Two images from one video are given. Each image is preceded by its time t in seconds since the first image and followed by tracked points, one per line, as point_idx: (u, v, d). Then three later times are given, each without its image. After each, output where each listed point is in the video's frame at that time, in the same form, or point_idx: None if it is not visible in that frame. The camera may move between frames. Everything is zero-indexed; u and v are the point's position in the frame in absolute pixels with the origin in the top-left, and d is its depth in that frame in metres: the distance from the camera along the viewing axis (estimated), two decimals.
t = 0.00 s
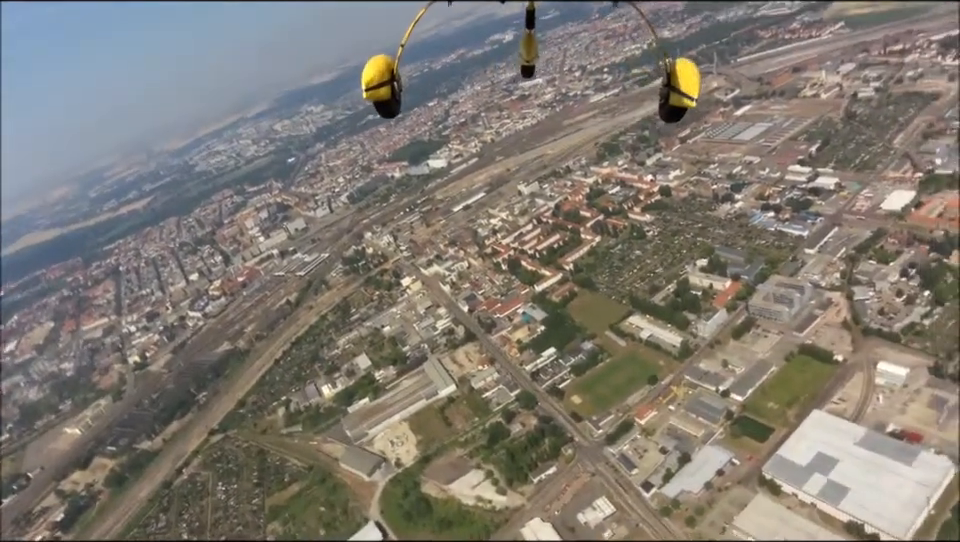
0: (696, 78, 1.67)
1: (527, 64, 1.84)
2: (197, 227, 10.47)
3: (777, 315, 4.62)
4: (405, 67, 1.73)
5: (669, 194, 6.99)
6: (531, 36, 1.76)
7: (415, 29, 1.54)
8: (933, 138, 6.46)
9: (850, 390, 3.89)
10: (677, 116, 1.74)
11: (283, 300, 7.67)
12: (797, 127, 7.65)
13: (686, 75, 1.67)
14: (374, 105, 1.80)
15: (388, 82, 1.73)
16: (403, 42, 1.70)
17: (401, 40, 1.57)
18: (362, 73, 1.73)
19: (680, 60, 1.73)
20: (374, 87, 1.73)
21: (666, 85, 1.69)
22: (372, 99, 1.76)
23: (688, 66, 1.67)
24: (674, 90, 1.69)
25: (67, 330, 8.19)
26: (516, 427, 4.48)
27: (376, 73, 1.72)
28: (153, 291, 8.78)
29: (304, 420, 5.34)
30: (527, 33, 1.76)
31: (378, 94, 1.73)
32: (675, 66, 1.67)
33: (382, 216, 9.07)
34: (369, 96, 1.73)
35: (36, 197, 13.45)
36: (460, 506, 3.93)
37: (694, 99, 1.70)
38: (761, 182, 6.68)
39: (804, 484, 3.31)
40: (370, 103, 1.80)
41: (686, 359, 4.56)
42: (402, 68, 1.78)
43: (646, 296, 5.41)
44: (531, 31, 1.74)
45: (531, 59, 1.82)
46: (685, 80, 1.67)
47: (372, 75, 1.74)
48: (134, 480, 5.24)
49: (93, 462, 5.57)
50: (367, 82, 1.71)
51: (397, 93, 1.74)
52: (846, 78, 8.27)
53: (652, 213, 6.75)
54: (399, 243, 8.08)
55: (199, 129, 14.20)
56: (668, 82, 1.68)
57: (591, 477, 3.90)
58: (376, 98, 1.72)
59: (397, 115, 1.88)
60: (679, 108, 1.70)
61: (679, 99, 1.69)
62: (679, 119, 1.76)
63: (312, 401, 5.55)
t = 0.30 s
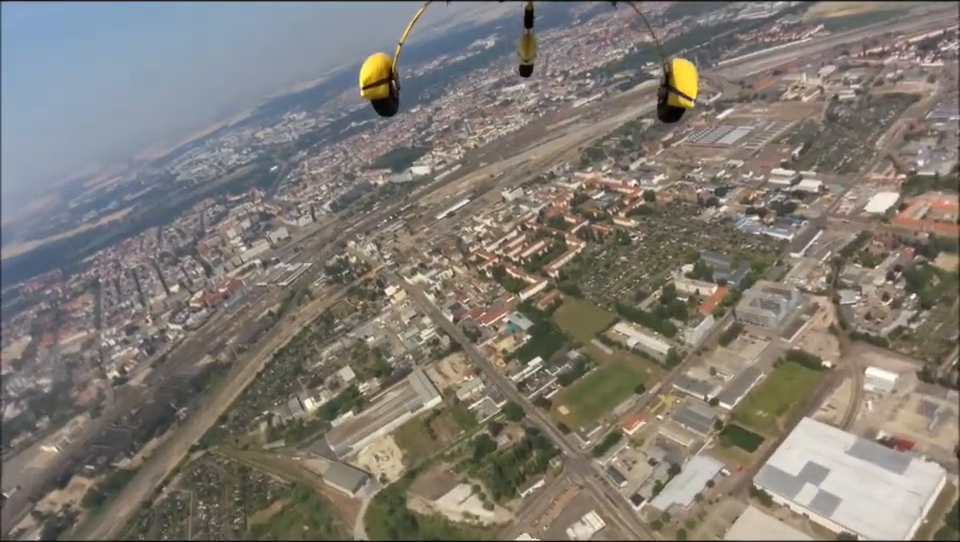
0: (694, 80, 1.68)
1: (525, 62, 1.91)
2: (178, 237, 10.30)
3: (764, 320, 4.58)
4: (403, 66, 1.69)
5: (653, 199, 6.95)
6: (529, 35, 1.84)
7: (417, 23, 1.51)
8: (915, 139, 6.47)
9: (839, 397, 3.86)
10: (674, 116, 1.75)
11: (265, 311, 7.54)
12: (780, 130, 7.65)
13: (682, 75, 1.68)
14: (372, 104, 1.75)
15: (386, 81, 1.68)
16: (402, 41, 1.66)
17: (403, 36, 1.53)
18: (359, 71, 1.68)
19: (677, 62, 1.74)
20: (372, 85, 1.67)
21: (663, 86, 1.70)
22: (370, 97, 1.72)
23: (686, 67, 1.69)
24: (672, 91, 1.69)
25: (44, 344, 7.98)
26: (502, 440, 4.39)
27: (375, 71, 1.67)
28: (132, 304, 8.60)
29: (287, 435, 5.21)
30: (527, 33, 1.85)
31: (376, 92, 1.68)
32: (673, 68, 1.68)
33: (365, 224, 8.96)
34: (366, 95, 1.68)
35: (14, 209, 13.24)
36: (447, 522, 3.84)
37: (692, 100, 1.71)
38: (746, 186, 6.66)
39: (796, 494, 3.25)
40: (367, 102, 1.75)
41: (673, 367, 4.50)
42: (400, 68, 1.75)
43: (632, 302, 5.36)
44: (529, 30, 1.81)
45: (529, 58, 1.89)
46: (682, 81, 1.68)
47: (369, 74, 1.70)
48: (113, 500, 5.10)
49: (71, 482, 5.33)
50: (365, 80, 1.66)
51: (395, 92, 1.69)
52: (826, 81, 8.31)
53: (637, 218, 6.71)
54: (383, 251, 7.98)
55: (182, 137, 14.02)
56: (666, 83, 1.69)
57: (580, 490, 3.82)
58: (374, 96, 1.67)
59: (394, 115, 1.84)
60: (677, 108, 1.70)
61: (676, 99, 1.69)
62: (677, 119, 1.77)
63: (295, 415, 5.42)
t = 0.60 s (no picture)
0: (691, 80, 1.67)
1: (522, 61, 2.14)
2: (169, 258, 10.18)
3: (763, 325, 4.53)
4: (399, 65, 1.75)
5: (644, 204, 6.90)
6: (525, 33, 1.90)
7: (409, 26, 1.56)
8: (904, 135, 6.44)
9: (841, 400, 3.78)
10: (670, 115, 1.76)
11: (257, 330, 7.42)
12: (768, 129, 7.62)
13: (681, 76, 1.67)
14: (370, 101, 1.82)
15: (383, 80, 1.75)
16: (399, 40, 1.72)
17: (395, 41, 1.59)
18: (356, 69, 1.75)
19: (677, 61, 1.73)
20: (368, 83, 1.74)
21: (661, 85, 1.70)
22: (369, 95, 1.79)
23: (685, 68, 1.67)
24: (669, 91, 1.69)
25: (34, 370, 7.83)
26: (500, 454, 4.26)
27: (371, 70, 1.74)
28: (123, 327, 8.46)
29: (281, 456, 5.07)
30: (524, 32, 2.04)
31: (372, 90, 1.75)
32: (671, 69, 1.67)
33: (355, 238, 8.88)
34: (364, 93, 1.75)
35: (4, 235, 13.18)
36: None
37: (689, 100, 1.71)
38: (737, 188, 6.61)
39: (802, 504, 3.18)
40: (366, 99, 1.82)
41: (672, 375, 4.42)
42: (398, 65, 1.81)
43: (628, 310, 5.28)
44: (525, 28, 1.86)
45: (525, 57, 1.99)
46: (680, 82, 1.67)
47: (366, 73, 1.77)
48: (105, 528, 5.00)
49: (63, 509, 5.34)
50: (360, 79, 1.73)
51: (391, 90, 1.76)
52: (812, 78, 8.28)
53: (629, 223, 6.65)
54: (374, 266, 7.89)
55: (172, 156, 13.93)
56: (664, 83, 1.69)
57: (581, 505, 3.72)
58: (371, 94, 1.75)
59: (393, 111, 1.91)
60: (673, 108, 1.71)
61: (673, 99, 1.69)
62: (674, 118, 1.78)
63: (289, 435, 5.29)
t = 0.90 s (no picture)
0: (690, 79, 1.77)
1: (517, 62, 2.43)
2: (165, 280, 10.09)
3: (766, 329, 4.47)
4: (398, 67, 1.85)
5: (640, 210, 6.84)
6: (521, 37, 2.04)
7: (411, 23, 1.66)
8: (898, 131, 6.42)
9: (851, 404, 3.71)
10: (671, 114, 1.86)
11: (254, 352, 7.33)
12: (761, 129, 7.58)
13: (681, 75, 1.77)
14: (371, 102, 1.92)
15: (383, 80, 1.84)
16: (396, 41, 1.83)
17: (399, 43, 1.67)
18: (356, 71, 1.84)
19: (676, 61, 1.83)
20: (367, 84, 1.84)
21: (659, 84, 1.80)
22: (368, 96, 1.89)
23: (685, 68, 1.77)
24: (669, 89, 1.79)
25: (31, 401, 7.72)
26: (506, 472, 4.17)
27: (370, 70, 1.83)
28: (121, 353, 8.36)
29: (282, 481, 4.96)
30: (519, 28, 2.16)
31: (373, 90, 1.85)
32: (670, 67, 1.77)
33: (351, 255, 8.81)
34: (362, 94, 1.85)
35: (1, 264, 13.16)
36: None
37: (689, 98, 1.80)
38: (732, 191, 6.57)
39: (817, 513, 3.10)
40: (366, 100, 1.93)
41: (677, 384, 4.34)
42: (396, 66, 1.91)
43: (629, 319, 5.21)
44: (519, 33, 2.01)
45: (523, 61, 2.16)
46: (677, 79, 1.78)
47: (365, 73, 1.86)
48: None
49: None
50: (360, 80, 1.82)
51: (391, 90, 1.86)
52: (803, 76, 8.27)
53: (626, 230, 6.59)
54: (370, 282, 7.82)
55: (167, 178, 13.89)
56: (663, 82, 1.79)
57: (590, 522, 3.64)
58: (371, 95, 1.84)
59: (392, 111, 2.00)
60: (673, 107, 1.81)
61: (672, 98, 1.79)
62: (674, 116, 1.88)
63: (290, 459, 5.19)
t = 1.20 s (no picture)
0: (691, 78, 1.56)
1: (522, 63, 1.87)
2: (159, 300, 9.99)
3: (768, 337, 4.42)
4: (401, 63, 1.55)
5: (636, 218, 6.80)
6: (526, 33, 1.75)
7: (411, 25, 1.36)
8: (892, 134, 6.42)
9: (858, 412, 3.65)
10: (671, 115, 1.62)
11: (250, 371, 7.23)
12: (755, 136, 7.57)
13: (683, 77, 1.55)
14: (368, 101, 1.62)
15: (383, 79, 1.55)
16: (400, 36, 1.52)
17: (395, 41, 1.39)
18: (355, 69, 1.55)
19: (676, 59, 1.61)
20: (367, 83, 1.55)
21: (660, 85, 1.57)
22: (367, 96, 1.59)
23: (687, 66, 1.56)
24: (669, 89, 1.56)
25: (26, 427, 7.60)
26: (508, 490, 4.09)
27: (370, 69, 1.55)
28: (115, 375, 8.23)
29: (281, 505, 4.85)
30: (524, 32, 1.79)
31: (372, 91, 1.55)
32: (671, 68, 1.55)
33: (346, 270, 8.74)
34: (362, 94, 1.56)
35: None
36: None
37: (690, 99, 1.58)
38: (728, 197, 6.54)
39: (828, 527, 3.04)
40: (362, 100, 1.63)
41: (679, 396, 4.28)
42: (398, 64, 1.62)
43: (628, 330, 5.15)
44: (526, 28, 1.73)
45: (526, 58, 1.86)
46: (679, 80, 1.55)
47: (364, 71, 1.57)
48: None
49: None
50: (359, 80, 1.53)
51: (392, 91, 1.56)
52: (794, 82, 8.28)
53: (622, 239, 6.55)
54: (366, 297, 7.75)
55: (160, 195, 13.78)
56: (664, 83, 1.56)
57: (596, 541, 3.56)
58: (372, 96, 1.55)
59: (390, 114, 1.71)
60: (674, 108, 1.58)
61: (674, 99, 1.56)
62: (676, 117, 1.64)
63: (288, 482, 5.08)
